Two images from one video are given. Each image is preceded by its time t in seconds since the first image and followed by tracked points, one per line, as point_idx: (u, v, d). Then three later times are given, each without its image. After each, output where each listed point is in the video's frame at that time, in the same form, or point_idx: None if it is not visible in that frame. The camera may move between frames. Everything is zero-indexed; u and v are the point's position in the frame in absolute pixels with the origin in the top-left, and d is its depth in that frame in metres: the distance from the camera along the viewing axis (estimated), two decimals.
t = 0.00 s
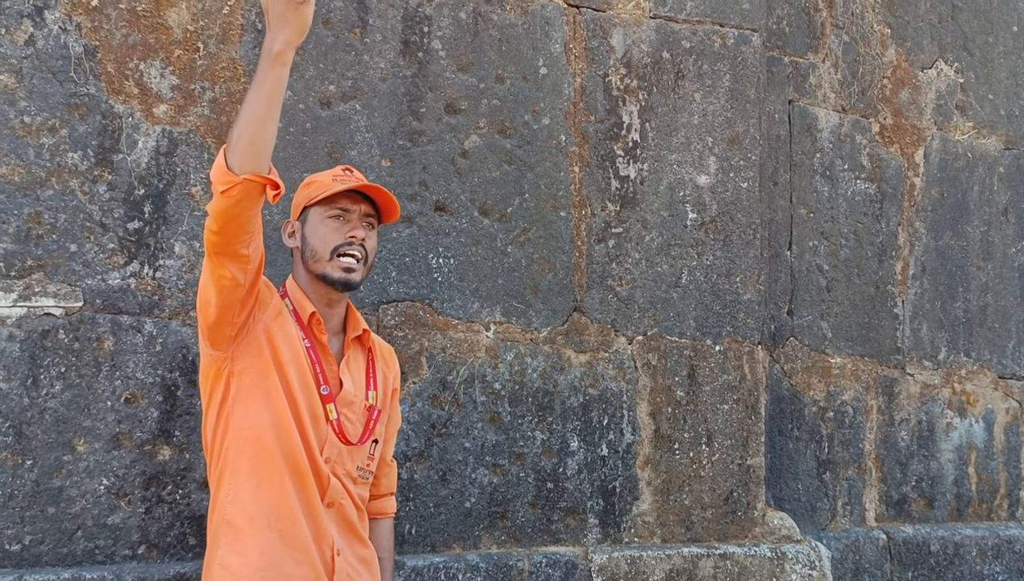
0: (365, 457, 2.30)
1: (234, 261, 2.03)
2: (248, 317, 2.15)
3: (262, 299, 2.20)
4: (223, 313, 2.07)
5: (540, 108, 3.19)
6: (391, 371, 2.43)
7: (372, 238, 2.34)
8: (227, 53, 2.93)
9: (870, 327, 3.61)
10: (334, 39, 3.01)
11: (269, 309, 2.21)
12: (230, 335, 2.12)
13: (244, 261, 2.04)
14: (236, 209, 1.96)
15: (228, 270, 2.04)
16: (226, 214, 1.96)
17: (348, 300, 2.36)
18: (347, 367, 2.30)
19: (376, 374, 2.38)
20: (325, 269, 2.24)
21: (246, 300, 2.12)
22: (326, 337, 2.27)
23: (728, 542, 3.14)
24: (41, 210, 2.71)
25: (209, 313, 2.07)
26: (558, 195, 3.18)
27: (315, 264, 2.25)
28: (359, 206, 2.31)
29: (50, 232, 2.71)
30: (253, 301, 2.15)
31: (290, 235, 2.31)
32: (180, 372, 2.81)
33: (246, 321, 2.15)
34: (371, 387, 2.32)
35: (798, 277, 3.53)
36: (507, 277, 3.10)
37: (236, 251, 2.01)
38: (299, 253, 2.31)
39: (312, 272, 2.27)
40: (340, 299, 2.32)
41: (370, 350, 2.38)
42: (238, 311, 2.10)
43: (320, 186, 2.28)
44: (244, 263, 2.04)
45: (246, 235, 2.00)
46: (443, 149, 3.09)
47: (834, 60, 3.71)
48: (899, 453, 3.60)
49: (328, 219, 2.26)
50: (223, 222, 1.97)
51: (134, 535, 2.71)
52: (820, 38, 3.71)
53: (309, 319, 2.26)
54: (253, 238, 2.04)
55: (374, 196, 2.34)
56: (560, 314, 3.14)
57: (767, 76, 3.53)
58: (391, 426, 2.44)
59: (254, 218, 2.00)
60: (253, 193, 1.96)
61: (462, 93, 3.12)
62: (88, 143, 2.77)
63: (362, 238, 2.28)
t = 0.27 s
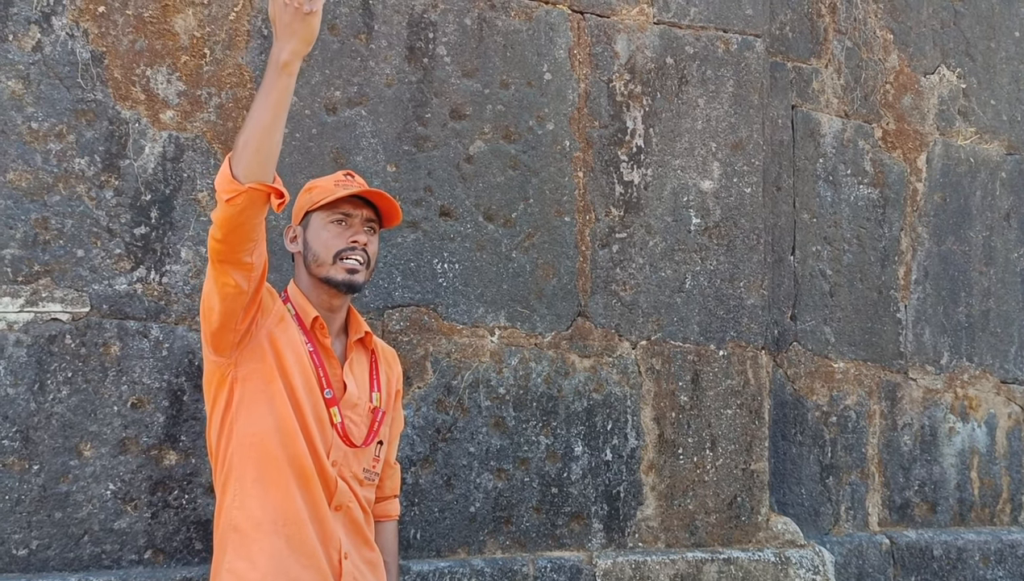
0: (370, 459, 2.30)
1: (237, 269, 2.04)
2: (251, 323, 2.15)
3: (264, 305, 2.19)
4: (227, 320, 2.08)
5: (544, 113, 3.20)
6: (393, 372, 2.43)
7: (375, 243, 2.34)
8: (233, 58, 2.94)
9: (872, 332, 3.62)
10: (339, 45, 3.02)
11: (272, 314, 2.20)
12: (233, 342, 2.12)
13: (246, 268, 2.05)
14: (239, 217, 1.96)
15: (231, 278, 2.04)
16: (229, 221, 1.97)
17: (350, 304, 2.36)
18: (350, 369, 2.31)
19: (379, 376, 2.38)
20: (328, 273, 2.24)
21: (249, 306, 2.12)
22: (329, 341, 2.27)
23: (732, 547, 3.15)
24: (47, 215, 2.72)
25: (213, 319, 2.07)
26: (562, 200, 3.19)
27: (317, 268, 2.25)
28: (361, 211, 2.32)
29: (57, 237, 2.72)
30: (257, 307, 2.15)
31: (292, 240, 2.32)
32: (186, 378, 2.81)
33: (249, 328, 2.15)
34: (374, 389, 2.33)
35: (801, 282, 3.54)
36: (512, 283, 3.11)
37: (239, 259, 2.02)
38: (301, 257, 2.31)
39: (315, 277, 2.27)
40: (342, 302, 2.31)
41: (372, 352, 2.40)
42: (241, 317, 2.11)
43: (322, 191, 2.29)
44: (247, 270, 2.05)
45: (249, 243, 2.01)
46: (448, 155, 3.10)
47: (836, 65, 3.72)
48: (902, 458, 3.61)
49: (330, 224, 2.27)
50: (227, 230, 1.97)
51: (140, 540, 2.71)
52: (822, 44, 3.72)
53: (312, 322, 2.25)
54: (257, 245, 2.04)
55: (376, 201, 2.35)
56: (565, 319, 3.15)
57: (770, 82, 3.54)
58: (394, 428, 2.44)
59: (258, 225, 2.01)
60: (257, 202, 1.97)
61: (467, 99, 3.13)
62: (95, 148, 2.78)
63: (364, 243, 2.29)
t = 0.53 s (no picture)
0: (380, 470, 2.30)
1: (246, 286, 2.05)
2: (262, 339, 2.16)
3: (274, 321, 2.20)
4: (237, 336, 2.09)
5: (554, 128, 3.21)
6: (400, 384, 2.44)
7: (383, 270, 2.31)
8: (246, 74, 2.97)
9: (882, 346, 3.62)
10: (351, 60, 3.03)
11: (281, 330, 2.21)
12: (244, 357, 2.13)
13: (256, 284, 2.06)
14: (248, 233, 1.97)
15: (240, 295, 2.05)
16: (237, 238, 1.98)
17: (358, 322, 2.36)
18: (360, 383, 2.31)
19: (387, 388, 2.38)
20: (331, 302, 2.24)
21: (259, 322, 2.13)
22: (337, 355, 2.28)
23: (743, 561, 3.16)
24: (62, 230, 2.73)
25: (223, 336, 2.08)
26: (573, 214, 3.20)
27: (322, 293, 2.25)
28: (371, 240, 2.28)
29: (71, 252, 2.74)
30: (266, 323, 2.16)
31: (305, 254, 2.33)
32: (199, 392, 2.83)
33: (259, 343, 2.16)
34: (383, 401, 2.33)
35: (811, 296, 3.54)
36: (522, 296, 3.12)
37: (247, 276, 2.03)
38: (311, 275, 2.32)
39: (320, 300, 2.27)
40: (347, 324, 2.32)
41: (381, 365, 2.40)
42: (251, 333, 2.11)
43: (333, 215, 2.26)
44: (257, 286, 2.07)
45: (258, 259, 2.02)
46: (459, 169, 3.11)
47: (845, 79, 3.73)
48: (913, 472, 3.61)
49: (337, 252, 2.25)
50: (234, 248, 1.98)
51: (153, 553, 2.73)
52: (831, 58, 3.74)
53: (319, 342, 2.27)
54: (264, 263, 2.06)
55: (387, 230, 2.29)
56: (575, 333, 3.16)
57: (780, 96, 3.55)
58: (403, 438, 2.44)
59: (265, 242, 2.02)
60: (265, 217, 1.97)
61: (478, 114, 3.15)
62: (109, 164, 2.80)
63: (369, 274, 2.27)
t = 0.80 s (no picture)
0: (410, 479, 2.29)
1: (267, 299, 2.07)
2: (290, 348, 2.18)
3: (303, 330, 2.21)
4: (263, 347, 2.11)
5: (575, 138, 3.22)
6: (435, 393, 2.41)
7: (410, 283, 2.30)
8: (269, 85, 3.00)
9: (903, 355, 3.61)
10: (373, 71, 3.04)
11: (310, 339, 2.23)
12: (273, 366, 2.15)
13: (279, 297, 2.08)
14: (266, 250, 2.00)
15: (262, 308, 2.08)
16: (255, 254, 2.00)
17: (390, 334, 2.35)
18: (390, 393, 2.29)
19: (420, 397, 2.36)
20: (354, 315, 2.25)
21: (285, 332, 2.15)
22: (366, 365, 2.27)
23: (765, 571, 3.16)
24: (87, 240, 2.75)
25: (250, 347, 2.11)
26: (593, 224, 3.21)
27: (348, 306, 2.27)
28: (396, 252, 2.27)
29: (97, 262, 2.76)
30: (294, 333, 2.17)
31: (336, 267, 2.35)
32: (223, 401, 2.85)
33: (287, 353, 2.18)
34: (414, 411, 2.31)
35: (831, 305, 3.54)
36: (544, 306, 3.13)
37: (267, 290, 2.05)
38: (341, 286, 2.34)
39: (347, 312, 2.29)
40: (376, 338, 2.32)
41: (413, 374, 2.37)
42: (278, 343, 2.14)
43: (360, 228, 2.27)
44: (278, 299, 2.08)
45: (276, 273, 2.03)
46: (480, 179, 3.12)
47: (864, 88, 3.74)
48: (935, 481, 3.59)
49: (363, 264, 2.26)
50: (252, 263, 2.01)
51: (177, 562, 2.74)
52: (850, 67, 3.74)
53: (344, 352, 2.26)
54: (284, 277, 2.08)
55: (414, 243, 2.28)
56: (596, 342, 3.16)
57: (800, 104, 3.55)
58: (436, 446, 2.42)
59: (283, 258, 2.04)
60: (281, 234, 2.00)
61: (498, 124, 3.16)
62: (134, 175, 2.82)
63: (394, 287, 2.26)
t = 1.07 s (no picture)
0: (442, 480, 2.32)
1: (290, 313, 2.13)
2: (320, 355, 2.24)
3: (332, 337, 2.27)
4: (292, 355, 2.18)
5: (597, 141, 3.22)
6: (470, 394, 2.44)
7: (440, 278, 2.34)
8: (293, 91, 3.01)
9: (926, 358, 3.60)
10: (396, 76, 3.06)
11: (340, 346, 2.28)
12: (304, 372, 2.21)
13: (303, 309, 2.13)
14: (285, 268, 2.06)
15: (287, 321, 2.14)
16: (275, 273, 2.07)
17: (423, 332, 2.39)
18: (421, 397, 2.32)
19: (453, 400, 2.39)
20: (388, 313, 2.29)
21: (314, 340, 2.20)
22: (398, 370, 2.32)
23: (789, 575, 3.16)
24: (115, 246, 2.77)
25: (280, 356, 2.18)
26: (615, 227, 3.21)
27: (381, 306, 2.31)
28: (424, 248, 2.32)
29: (124, 268, 2.78)
30: (323, 340, 2.23)
31: (366, 272, 2.40)
32: (248, 406, 2.87)
33: (318, 359, 2.24)
34: (445, 414, 2.34)
35: (853, 309, 3.54)
36: (566, 310, 3.13)
37: (291, 305, 2.11)
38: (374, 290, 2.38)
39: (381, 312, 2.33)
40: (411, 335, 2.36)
41: (446, 376, 2.41)
42: (307, 351, 2.20)
43: (389, 229, 2.33)
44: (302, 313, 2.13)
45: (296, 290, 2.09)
46: (502, 184, 3.13)
47: (886, 90, 3.74)
48: (959, 485, 3.58)
49: (394, 262, 2.31)
50: (273, 282, 2.07)
51: (204, 566, 2.75)
52: (872, 69, 3.73)
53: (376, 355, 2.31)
54: (306, 293, 2.13)
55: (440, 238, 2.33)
56: (618, 346, 3.17)
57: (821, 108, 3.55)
58: (472, 447, 2.46)
59: (304, 275, 2.09)
60: (297, 254, 2.05)
61: (520, 128, 3.17)
62: (160, 181, 2.83)
63: (425, 281, 2.30)
